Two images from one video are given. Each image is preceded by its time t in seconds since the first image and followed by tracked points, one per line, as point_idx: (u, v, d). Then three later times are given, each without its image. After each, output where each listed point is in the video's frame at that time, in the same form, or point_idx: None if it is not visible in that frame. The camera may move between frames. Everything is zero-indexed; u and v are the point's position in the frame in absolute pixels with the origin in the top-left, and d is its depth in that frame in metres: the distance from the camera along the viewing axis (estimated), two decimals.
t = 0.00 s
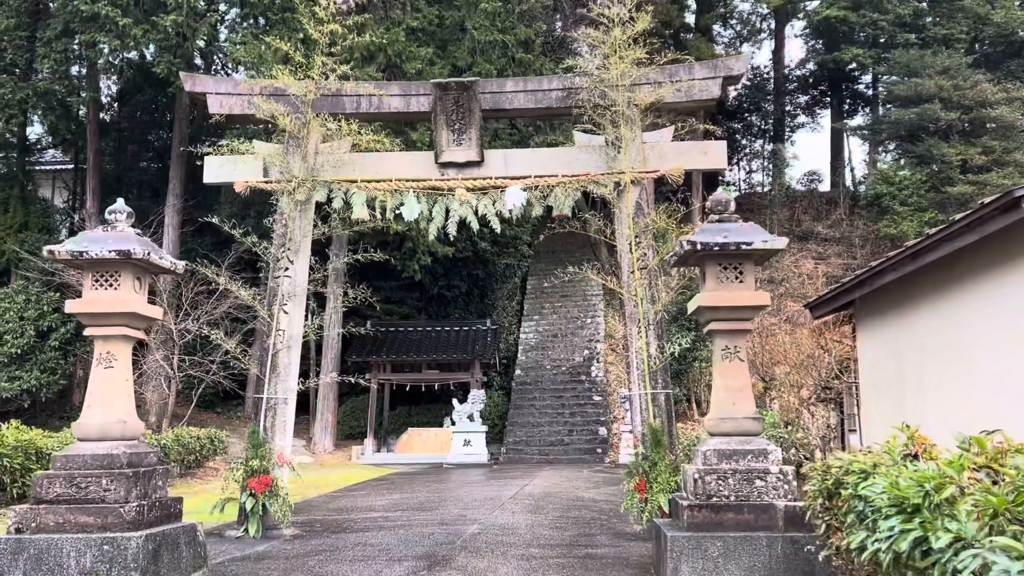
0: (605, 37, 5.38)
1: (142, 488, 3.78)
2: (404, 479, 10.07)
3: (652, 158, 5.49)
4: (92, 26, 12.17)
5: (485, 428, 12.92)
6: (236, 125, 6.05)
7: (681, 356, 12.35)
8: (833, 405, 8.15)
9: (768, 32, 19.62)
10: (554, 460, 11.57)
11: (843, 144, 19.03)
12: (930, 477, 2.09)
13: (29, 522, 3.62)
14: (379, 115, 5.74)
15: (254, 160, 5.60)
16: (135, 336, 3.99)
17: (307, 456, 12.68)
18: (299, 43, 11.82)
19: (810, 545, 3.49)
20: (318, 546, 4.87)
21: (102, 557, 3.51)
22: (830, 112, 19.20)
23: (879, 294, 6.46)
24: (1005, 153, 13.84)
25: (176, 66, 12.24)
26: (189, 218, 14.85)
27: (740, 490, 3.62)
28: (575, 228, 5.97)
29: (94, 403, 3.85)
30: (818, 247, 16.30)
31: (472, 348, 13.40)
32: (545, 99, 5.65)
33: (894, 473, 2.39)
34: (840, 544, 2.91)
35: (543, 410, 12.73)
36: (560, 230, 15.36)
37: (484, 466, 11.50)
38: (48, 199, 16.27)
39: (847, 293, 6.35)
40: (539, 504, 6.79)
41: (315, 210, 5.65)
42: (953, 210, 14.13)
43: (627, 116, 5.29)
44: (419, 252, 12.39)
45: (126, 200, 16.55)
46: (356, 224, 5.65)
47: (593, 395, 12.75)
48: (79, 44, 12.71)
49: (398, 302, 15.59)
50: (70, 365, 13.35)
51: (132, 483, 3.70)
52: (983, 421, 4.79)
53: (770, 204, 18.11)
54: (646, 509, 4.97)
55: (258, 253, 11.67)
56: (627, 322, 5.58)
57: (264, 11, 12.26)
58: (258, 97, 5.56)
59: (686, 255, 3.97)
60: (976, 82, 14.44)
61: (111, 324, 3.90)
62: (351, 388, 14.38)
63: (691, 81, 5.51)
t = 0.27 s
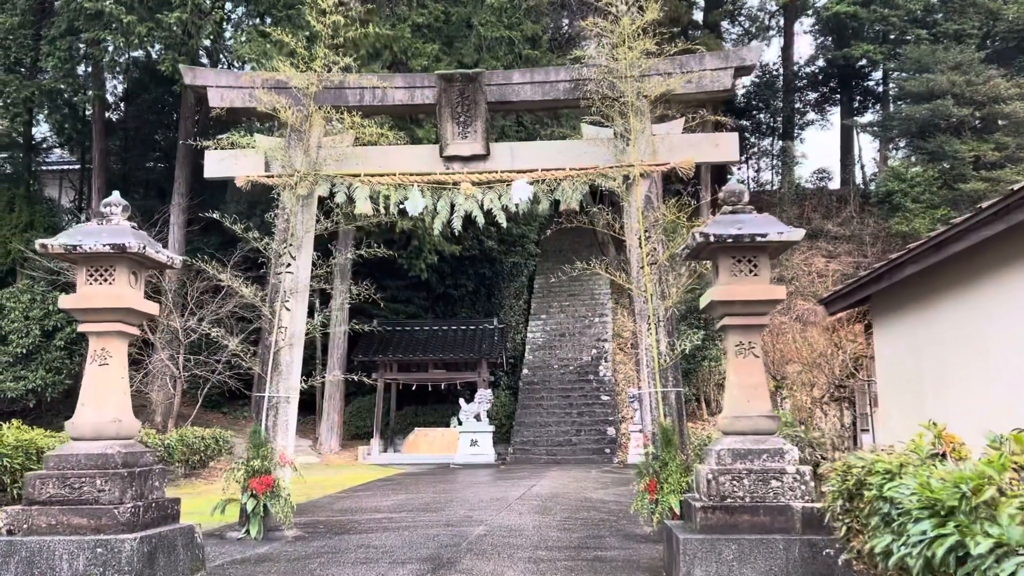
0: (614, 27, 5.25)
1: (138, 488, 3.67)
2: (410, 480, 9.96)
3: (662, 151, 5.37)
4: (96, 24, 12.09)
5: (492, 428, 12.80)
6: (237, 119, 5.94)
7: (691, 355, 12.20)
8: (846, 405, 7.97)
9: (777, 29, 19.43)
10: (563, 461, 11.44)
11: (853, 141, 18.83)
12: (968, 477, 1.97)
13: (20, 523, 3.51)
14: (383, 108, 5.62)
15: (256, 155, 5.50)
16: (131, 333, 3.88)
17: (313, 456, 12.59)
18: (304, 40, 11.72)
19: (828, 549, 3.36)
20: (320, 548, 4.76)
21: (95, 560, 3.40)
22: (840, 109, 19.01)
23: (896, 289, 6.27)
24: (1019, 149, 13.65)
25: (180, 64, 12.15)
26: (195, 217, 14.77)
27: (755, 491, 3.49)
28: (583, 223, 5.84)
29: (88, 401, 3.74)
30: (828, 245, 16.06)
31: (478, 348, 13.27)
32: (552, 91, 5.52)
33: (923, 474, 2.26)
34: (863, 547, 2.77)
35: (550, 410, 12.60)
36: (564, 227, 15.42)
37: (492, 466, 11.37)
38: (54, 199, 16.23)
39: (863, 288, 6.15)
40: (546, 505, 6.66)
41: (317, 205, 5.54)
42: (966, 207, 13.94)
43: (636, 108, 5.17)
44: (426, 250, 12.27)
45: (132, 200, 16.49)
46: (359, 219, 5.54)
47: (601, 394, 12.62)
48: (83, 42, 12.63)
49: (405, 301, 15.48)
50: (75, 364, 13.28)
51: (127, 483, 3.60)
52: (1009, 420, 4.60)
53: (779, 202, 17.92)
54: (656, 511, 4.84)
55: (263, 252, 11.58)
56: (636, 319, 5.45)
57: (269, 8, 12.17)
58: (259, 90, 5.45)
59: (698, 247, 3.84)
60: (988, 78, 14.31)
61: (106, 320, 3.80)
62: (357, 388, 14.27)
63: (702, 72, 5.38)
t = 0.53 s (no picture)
0: (622, 20, 5.12)
1: (130, 494, 3.55)
2: (415, 483, 9.83)
3: (670, 148, 5.25)
4: (99, 24, 12.02)
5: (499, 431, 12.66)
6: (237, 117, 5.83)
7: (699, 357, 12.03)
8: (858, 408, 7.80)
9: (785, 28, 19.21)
10: (570, 464, 11.29)
11: (863, 141, 18.63)
12: (1006, 488, 1.83)
13: (9, 532, 3.40)
14: (385, 104, 5.51)
15: (255, 153, 5.38)
16: (124, 334, 3.76)
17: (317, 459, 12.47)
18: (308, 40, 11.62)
19: (847, 559, 3.22)
20: (321, 555, 4.64)
21: (85, 569, 3.29)
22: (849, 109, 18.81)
23: (915, 289, 6.08)
24: None
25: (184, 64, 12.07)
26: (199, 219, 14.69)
27: (770, 498, 3.35)
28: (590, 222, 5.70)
29: (80, 405, 3.63)
30: (839, 246, 15.74)
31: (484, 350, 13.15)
32: (558, 86, 5.39)
33: (955, 483, 2.12)
34: (886, 560, 2.63)
35: (557, 412, 12.46)
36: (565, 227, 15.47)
37: (498, 469, 11.24)
38: (59, 201, 16.17)
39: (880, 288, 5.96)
40: (553, 510, 6.53)
41: (318, 203, 5.42)
42: (979, 206, 13.75)
43: (645, 103, 5.04)
44: (431, 251, 12.15)
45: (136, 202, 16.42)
46: (361, 218, 5.42)
47: (608, 397, 12.47)
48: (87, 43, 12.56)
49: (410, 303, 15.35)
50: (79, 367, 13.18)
51: (119, 490, 3.48)
52: None
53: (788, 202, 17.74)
54: (666, 517, 4.70)
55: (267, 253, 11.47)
56: (645, 319, 5.31)
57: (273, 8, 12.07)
58: (259, 86, 5.33)
59: (710, 245, 3.71)
60: (1001, 76, 14.22)
61: (98, 321, 3.68)
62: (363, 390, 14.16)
63: (711, 66, 5.24)
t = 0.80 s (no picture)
0: (629, 13, 5.00)
1: (121, 499, 3.44)
2: (421, 487, 9.70)
3: (680, 143, 5.12)
4: (104, 25, 11.96)
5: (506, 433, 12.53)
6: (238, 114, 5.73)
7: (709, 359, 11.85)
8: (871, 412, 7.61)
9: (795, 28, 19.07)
10: (577, 468, 11.15)
11: (873, 141, 18.45)
12: None
13: None
14: (387, 100, 5.39)
15: (256, 149, 5.28)
16: (117, 334, 3.65)
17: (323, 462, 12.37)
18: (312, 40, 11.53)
19: (866, 569, 3.07)
20: (321, 561, 4.52)
21: None
22: (860, 109, 18.63)
23: (936, 287, 5.90)
24: None
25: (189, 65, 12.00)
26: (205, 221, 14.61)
27: (785, 504, 3.22)
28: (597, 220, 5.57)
29: (69, 407, 3.52)
30: (849, 247, 15.54)
31: (491, 352, 13.01)
32: (564, 81, 5.27)
33: (989, 490, 1.98)
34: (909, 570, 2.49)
35: (565, 415, 12.31)
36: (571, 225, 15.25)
37: (505, 473, 11.11)
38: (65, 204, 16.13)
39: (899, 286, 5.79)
40: (559, 515, 6.39)
41: (320, 201, 5.31)
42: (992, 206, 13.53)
43: (653, 98, 4.91)
44: (437, 252, 12.04)
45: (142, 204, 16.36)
46: (363, 217, 5.30)
47: (617, 400, 12.33)
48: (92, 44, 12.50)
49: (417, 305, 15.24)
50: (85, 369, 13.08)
51: (109, 494, 3.37)
52: None
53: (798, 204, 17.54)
54: (675, 523, 4.57)
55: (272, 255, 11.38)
56: (653, 320, 5.18)
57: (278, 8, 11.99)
58: (259, 82, 5.23)
59: (721, 240, 3.58)
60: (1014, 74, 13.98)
61: (90, 320, 3.58)
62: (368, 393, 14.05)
63: (721, 60, 5.11)
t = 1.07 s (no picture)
0: (637, 5, 4.85)
1: (110, 508, 3.31)
2: (427, 492, 9.56)
3: (689, 140, 4.98)
4: (108, 26, 11.88)
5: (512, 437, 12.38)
6: (237, 112, 5.61)
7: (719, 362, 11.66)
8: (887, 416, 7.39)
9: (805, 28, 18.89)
10: (585, 472, 11.01)
11: (884, 142, 18.23)
12: None
13: None
14: (389, 97, 5.27)
15: (255, 148, 5.16)
16: (108, 337, 3.53)
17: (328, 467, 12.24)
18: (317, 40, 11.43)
19: None
20: (321, 570, 4.39)
21: None
22: (870, 109, 18.42)
23: (957, 286, 5.71)
24: None
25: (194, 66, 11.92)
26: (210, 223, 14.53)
27: (801, 513, 3.08)
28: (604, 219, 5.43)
29: (58, 412, 3.40)
30: (860, 249, 15.25)
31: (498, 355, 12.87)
32: (570, 76, 5.13)
33: None
34: None
35: (572, 419, 12.17)
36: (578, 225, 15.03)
37: (512, 478, 10.96)
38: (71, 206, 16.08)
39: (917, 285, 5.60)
40: (566, 522, 6.24)
41: (321, 200, 5.18)
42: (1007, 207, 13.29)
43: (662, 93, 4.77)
44: (443, 255, 11.91)
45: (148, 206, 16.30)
46: (364, 216, 5.17)
47: (625, 403, 12.17)
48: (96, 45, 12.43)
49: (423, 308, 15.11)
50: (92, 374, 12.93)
51: (98, 502, 3.24)
52: None
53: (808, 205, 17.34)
54: (686, 531, 4.42)
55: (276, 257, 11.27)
56: (662, 322, 5.04)
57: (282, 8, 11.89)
58: (258, 79, 5.11)
59: (733, 238, 3.43)
60: None
61: (78, 322, 3.46)
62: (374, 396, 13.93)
63: (731, 54, 4.96)
